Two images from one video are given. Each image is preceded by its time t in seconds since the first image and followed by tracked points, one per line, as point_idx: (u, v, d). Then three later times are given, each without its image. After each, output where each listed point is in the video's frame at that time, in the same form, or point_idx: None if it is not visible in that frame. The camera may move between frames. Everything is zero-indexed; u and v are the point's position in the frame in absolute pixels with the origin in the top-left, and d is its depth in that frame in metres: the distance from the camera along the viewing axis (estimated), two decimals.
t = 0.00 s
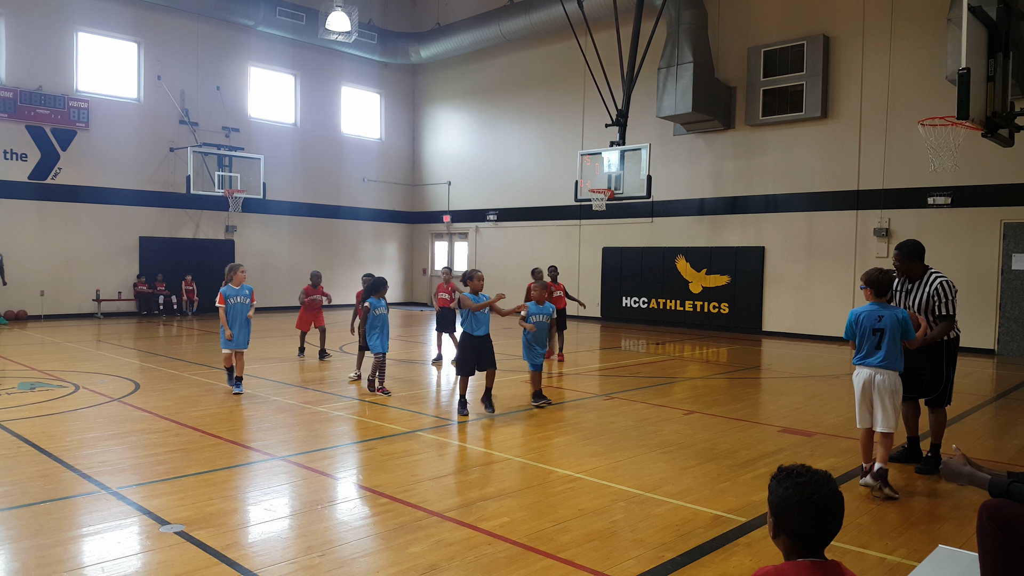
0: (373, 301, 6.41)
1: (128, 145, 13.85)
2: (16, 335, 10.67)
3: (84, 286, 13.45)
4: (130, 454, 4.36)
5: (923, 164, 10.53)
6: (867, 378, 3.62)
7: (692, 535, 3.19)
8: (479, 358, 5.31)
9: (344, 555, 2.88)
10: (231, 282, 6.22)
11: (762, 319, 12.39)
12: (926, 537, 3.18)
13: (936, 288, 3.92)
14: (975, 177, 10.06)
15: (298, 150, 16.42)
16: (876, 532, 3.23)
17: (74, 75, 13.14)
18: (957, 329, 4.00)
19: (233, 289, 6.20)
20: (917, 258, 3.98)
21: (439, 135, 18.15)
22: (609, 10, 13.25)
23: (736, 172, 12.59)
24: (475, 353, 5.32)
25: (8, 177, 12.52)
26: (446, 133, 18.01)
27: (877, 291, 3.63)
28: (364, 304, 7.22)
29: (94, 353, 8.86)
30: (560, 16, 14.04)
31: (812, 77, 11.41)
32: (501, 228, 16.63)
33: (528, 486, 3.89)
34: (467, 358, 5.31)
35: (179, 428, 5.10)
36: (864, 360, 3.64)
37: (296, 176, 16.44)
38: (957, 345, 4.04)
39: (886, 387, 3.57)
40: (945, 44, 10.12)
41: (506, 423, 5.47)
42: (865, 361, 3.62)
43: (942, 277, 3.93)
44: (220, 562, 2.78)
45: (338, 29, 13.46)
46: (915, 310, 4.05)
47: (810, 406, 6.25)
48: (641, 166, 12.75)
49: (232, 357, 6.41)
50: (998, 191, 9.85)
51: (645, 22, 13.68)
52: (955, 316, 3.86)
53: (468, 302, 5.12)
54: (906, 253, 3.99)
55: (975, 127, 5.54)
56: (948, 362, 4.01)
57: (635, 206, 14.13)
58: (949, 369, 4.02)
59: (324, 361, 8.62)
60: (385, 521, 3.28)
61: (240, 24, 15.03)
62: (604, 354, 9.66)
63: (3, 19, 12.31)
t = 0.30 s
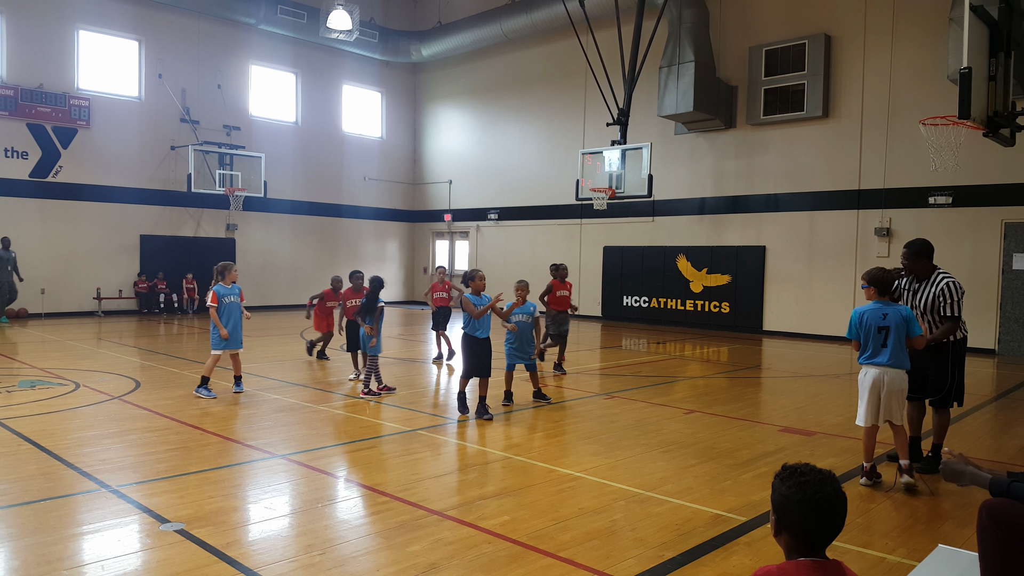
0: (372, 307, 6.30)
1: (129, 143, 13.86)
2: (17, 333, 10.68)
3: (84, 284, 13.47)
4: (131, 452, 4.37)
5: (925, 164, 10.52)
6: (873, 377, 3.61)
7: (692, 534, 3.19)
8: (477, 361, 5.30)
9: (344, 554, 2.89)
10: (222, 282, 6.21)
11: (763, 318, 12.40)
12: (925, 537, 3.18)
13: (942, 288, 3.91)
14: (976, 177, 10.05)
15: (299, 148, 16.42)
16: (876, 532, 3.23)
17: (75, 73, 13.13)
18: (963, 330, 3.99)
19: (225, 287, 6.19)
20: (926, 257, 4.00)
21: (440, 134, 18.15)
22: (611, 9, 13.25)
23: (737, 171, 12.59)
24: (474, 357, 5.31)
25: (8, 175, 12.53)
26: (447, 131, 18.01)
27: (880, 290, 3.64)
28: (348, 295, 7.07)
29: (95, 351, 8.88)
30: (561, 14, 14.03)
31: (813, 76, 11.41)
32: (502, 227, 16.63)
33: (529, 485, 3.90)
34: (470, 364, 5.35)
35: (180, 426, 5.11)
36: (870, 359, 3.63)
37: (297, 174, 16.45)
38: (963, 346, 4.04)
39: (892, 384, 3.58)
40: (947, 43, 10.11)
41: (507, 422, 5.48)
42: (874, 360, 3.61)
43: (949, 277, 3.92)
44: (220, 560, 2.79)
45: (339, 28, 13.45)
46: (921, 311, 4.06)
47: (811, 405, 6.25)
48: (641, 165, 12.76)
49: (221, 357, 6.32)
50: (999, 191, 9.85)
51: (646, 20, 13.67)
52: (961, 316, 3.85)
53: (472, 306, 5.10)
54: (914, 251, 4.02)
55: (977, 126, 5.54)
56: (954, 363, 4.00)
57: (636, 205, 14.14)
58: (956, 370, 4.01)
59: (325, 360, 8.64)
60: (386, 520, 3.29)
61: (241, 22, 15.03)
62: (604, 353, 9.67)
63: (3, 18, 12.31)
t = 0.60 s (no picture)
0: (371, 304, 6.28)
1: (130, 142, 13.87)
2: (19, 333, 10.69)
3: (85, 283, 13.48)
4: (132, 451, 4.38)
5: (926, 164, 10.51)
6: (894, 381, 3.60)
7: (693, 534, 3.19)
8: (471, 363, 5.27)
9: (345, 554, 2.89)
10: (213, 280, 6.17)
11: (763, 318, 12.39)
12: (925, 536, 3.19)
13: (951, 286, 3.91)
14: (977, 177, 10.04)
15: (300, 147, 16.42)
16: (876, 532, 3.23)
17: (76, 73, 13.14)
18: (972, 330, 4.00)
19: (216, 286, 6.16)
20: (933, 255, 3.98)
21: (441, 133, 18.16)
22: (612, 8, 13.24)
23: (738, 171, 12.58)
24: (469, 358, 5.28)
25: (9, 174, 12.53)
26: (448, 131, 18.02)
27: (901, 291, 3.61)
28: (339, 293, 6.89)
29: (96, 351, 8.89)
30: (562, 14, 14.03)
31: (814, 76, 11.40)
32: (502, 227, 16.63)
33: (530, 484, 3.90)
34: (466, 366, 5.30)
35: (181, 426, 5.11)
36: (896, 362, 3.59)
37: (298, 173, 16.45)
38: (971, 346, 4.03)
39: (913, 387, 3.60)
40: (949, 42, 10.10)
41: (509, 421, 5.49)
42: (903, 363, 3.58)
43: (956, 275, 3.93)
44: (221, 560, 2.79)
45: (340, 28, 13.46)
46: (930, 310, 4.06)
47: (812, 405, 6.25)
48: (642, 164, 12.75)
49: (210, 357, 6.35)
50: (1000, 191, 9.84)
51: (648, 20, 13.67)
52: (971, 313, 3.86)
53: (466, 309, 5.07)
54: (922, 249, 3.99)
55: (978, 126, 5.54)
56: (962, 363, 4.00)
57: (637, 205, 14.14)
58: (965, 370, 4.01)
59: (326, 359, 8.65)
60: (387, 519, 3.30)
61: (242, 21, 15.03)
62: (605, 353, 9.67)
63: (5, 17, 12.32)
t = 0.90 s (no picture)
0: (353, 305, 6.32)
1: (130, 142, 13.87)
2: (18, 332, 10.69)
3: (85, 283, 13.47)
4: (132, 451, 4.38)
5: (926, 165, 10.52)
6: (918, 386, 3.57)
7: (693, 535, 3.20)
8: (467, 363, 5.28)
9: (345, 553, 2.89)
10: (208, 280, 6.17)
11: (763, 318, 12.40)
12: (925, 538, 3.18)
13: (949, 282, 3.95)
14: (978, 178, 10.05)
15: (300, 147, 16.43)
16: (876, 533, 3.23)
17: (76, 72, 13.14)
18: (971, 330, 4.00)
19: (211, 286, 6.16)
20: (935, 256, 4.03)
21: (441, 133, 18.16)
22: (612, 9, 13.24)
23: (739, 171, 12.59)
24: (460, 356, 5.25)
25: (10, 173, 12.54)
26: (448, 131, 18.02)
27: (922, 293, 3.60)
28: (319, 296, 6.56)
29: (96, 350, 8.88)
30: (563, 14, 14.04)
31: (815, 77, 11.40)
32: (503, 227, 16.64)
33: (530, 485, 3.90)
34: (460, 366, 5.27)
35: (181, 425, 5.11)
36: (921, 364, 3.56)
37: (299, 173, 16.45)
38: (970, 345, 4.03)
39: (936, 392, 3.58)
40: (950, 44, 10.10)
41: (509, 421, 5.49)
42: (929, 365, 3.55)
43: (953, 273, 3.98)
44: (221, 559, 2.79)
45: (341, 27, 13.47)
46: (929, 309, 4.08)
47: (812, 406, 6.26)
48: (642, 165, 12.75)
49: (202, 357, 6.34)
50: (1000, 192, 9.84)
51: (648, 21, 13.67)
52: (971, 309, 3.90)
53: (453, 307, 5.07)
54: (924, 248, 4.02)
55: (979, 128, 5.54)
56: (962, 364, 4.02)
57: (637, 205, 14.14)
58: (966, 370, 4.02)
59: (326, 359, 8.64)
60: (387, 519, 3.30)
61: (243, 21, 15.04)
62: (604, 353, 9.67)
63: (5, 16, 12.32)
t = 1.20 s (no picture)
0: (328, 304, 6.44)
1: (130, 142, 13.87)
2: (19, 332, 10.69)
3: (85, 283, 13.47)
4: (133, 451, 4.38)
5: (926, 163, 10.52)
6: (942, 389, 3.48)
7: (694, 533, 3.20)
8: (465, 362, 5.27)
9: (346, 552, 2.89)
10: (205, 279, 6.18)
11: (764, 317, 12.40)
12: (926, 536, 3.18)
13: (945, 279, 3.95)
14: (978, 176, 10.04)
15: (300, 146, 16.42)
16: (877, 531, 3.23)
17: (76, 72, 13.13)
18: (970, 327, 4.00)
19: (208, 285, 6.17)
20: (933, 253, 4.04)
21: (441, 133, 18.16)
22: (612, 8, 13.24)
23: (739, 170, 12.58)
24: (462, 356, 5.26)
25: (10, 173, 12.54)
26: (448, 130, 18.01)
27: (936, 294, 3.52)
28: (298, 291, 6.52)
29: (96, 350, 8.88)
30: (563, 13, 14.04)
31: (815, 76, 11.39)
32: (503, 226, 16.64)
33: (530, 484, 3.91)
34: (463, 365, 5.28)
35: (182, 425, 5.12)
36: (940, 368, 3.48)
37: (298, 172, 16.44)
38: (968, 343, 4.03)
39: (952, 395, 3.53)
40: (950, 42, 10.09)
41: (509, 421, 5.49)
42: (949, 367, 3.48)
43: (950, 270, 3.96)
44: (222, 559, 2.80)
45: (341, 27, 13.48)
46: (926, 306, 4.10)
47: (813, 405, 6.25)
48: (643, 164, 12.75)
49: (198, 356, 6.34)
50: (1000, 191, 9.84)
51: (648, 19, 13.67)
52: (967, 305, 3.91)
53: (456, 306, 5.06)
54: (922, 246, 4.02)
55: (979, 126, 5.53)
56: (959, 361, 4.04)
57: (637, 204, 14.14)
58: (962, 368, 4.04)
59: (326, 359, 8.65)
60: (387, 519, 3.30)
61: (243, 21, 15.04)
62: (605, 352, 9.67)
63: (5, 16, 12.32)
